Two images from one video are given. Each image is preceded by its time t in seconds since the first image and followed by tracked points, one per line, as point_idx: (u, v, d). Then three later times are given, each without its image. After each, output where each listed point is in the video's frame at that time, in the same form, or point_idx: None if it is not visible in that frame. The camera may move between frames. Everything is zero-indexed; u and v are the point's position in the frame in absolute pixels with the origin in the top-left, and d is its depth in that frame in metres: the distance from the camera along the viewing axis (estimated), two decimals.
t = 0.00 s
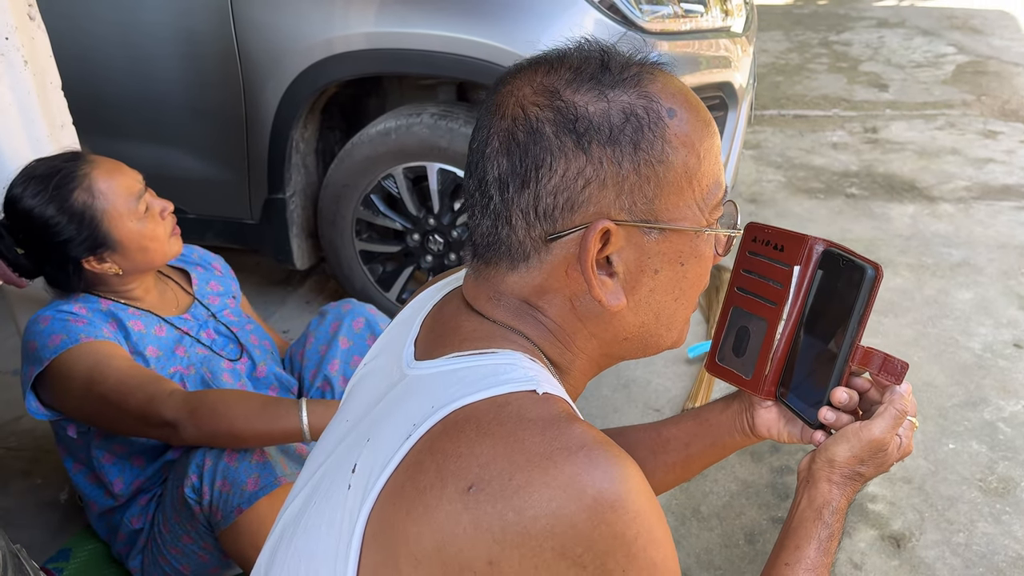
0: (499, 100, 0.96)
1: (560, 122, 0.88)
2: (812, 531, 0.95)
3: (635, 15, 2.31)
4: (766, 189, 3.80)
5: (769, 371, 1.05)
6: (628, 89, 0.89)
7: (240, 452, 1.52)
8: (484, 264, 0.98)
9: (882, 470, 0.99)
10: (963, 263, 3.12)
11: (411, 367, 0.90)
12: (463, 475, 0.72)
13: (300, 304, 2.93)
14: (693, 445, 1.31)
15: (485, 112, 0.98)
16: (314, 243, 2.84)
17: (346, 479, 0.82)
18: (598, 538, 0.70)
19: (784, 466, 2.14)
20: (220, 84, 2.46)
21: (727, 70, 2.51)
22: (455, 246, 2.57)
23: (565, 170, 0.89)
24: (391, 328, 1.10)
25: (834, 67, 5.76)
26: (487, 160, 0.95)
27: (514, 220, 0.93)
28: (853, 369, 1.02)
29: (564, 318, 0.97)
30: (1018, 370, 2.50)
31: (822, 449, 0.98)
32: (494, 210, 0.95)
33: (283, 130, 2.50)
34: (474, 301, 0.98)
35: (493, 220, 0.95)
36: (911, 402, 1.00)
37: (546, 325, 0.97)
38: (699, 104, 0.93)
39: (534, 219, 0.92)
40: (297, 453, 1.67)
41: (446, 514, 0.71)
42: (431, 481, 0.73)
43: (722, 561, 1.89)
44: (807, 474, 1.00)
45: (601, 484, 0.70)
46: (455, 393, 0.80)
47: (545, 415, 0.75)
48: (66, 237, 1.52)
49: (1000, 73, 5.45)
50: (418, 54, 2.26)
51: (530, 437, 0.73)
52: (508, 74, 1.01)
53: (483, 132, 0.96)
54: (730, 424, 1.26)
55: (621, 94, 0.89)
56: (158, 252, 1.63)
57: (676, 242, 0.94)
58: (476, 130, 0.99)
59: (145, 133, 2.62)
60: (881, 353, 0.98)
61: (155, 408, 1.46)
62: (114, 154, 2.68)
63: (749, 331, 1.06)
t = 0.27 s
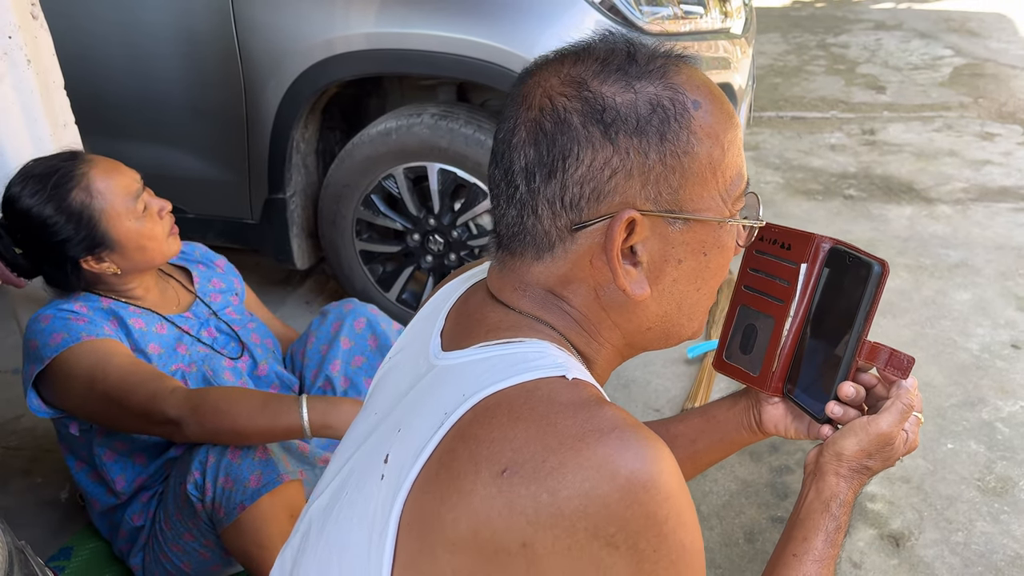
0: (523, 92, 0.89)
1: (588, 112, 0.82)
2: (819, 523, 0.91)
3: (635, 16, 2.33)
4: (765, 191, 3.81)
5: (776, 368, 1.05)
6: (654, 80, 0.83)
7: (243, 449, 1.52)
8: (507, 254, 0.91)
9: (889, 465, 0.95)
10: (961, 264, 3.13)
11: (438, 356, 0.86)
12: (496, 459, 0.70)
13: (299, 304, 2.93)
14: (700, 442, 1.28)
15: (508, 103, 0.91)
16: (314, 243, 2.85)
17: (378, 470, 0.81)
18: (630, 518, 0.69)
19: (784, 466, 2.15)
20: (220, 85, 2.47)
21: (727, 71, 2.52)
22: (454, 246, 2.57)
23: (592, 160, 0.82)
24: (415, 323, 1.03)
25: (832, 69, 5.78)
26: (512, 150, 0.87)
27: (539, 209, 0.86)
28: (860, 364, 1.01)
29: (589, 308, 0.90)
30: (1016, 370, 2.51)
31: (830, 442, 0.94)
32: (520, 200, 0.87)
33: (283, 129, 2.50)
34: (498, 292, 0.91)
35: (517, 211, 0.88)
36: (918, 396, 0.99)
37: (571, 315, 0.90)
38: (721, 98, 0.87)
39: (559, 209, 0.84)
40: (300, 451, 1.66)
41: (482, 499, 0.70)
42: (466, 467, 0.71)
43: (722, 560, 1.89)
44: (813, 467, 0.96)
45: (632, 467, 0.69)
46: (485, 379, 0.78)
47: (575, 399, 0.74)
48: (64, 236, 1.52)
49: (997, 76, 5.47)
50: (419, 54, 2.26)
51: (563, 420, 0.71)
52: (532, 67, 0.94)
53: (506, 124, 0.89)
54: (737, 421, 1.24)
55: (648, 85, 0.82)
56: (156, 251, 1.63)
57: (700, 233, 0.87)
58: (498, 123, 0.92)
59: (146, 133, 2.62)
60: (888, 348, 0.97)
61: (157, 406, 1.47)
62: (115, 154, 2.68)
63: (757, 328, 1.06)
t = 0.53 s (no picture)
0: (539, 89, 0.88)
1: (604, 109, 0.81)
2: (824, 520, 0.91)
3: (635, 16, 2.33)
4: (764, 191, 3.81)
5: (779, 367, 1.06)
6: (671, 77, 0.82)
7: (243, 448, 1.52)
8: (522, 251, 0.90)
9: (893, 462, 0.95)
10: (960, 265, 3.13)
11: (451, 352, 0.85)
12: (513, 452, 0.71)
13: (298, 304, 2.93)
14: (703, 440, 1.27)
15: (523, 101, 0.90)
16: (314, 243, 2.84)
17: (393, 467, 0.81)
18: (646, 508, 0.68)
19: (783, 466, 2.15)
20: (220, 84, 2.47)
21: (727, 71, 2.52)
22: (454, 246, 2.57)
23: (608, 158, 0.81)
24: (425, 319, 1.02)
25: (830, 70, 5.78)
26: (528, 148, 0.86)
27: (555, 207, 0.85)
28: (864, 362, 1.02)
29: (603, 304, 0.89)
30: (1015, 370, 2.51)
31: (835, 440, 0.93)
32: (536, 198, 0.87)
33: (283, 129, 2.50)
34: (513, 289, 0.90)
35: (533, 209, 0.87)
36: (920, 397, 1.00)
37: (585, 311, 0.89)
38: (736, 96, 0.86)
39: (576, 206, 0.84)
40: (301, 451, 1.63)
41: (499, 490, 0.70)
42: (483, 460, 0.72)
43: (721, 560, 1.89)
44: (818, 464, 0.95)
45: (649, 458, 0.68)
46: (501, 373, 0.78)
47: (590, 391, 0.73)
48: (67, 233, 1.52)
49: (996, 77, 5.48)
50: (419, 54, 2.26)
51: (579, 411, 0.71)
52: (546, 64, 0.94)
53: (523, 122, 0.88)
54: (740, 419, 1.23)
55: (664, 82, 0.82)
56: (160, 247, 1.62)
57: (714, 230, 0.86)
58: (513, 120, 0.91)
59: (146, 133, 2.62)
60: (893, 347, 0.96)
61: (154, 407, 1.46)
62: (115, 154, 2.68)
63: (761, 326, 1.06)
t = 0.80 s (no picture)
0: (521, 97, 0.85)
1: (590, 113, 0.79)
2: (824, 529, 0.90)
3: (634, 18, 2.32)
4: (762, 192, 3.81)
5: (778, 373, 1.04)
6: (653, 75, 0.80)
7: (256, 444, 1.52)
8: (514, 259, 0.88)
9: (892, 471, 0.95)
10: (958, 267, 3.13)
11: (452, 359, 0.85)
12: (523, 456, 0.71)
13: (296, 305, 2.92)
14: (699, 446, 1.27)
15: (505, 111, 0.87)
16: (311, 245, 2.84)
17: (398, 475, 0.81)
18: (658, 511, 0.69)
19: (782, 469, 2.15)
20: (218, 85, 2.46)
21: (725, 74, 2.52)
22: (451, 247, 2.56)
23: (597, 162, 0.79)
24: (422, 328, 1.02)
25: (828, 71, 5.78)
26: (515, 158, 0.84)
27: (547, 215, 0.83)
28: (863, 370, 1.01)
29: (601, 306, 0.87)
30: (1013, 372, 2.51)
31: (833, 448, 0.93)
32: (526, 207, 0.84)
33: (280, 130, 2.50)
34: (508, 297, 0.88)
35: (524, 218, 0.85)
36: (919, 404, 0.99)
37: (583, 314, 0.87)
38: (718, 90, 0.84)
39: (568, 212, 0.82)
40: (312, 450, 1.62)
41: (509, 496, 0.70)
42: (491, 465, 0.72)
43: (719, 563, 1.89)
44: (816, 473, 0.95)
45: (660, 459, 0.69)
46: (506, 377, 0.77)
47: (598, 393, 0.74)
48: (79, 225, 1.55)
49: (994, 77, 5.48)
50: (417, 55, 2.26)
51: (588, 414, 0.71)
52: (525, 72, 0.91)
53: (507, 131, 0.86)
54: (737, 425, 1.23)
55: (647, 82, 0.80)
56: (171, 243, 1.67)
57: (709, 224, 0.84)
58: (496, 130, 0.89)
59: (143, 133, 2.61)
60: (892, 356, 0.97)
61: (174, 396, 1.47)
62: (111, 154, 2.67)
63: (759, 333, 1.05)
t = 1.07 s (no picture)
0: (515, 102, 0.84)
1: (585, 118, 0.77)
2: (818, 537, 0.90)
3: (625, 19, 2.32)
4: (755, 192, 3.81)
5: (773, 378, 1.04)
6: (648, 81, 0.79)
7: (259, 444, 1.54)
8: (506, 266, 0.86)
9: (887, 478, 0.94)
10: (950, 266, 3.13)
11: (441, 370, 0.84)
12: (512, 470, 0.70)
13: (288, 307, 2.91)
14: (694, 452, 1.26)
15: (498, 116, 0.85)
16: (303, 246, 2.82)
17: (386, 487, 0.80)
18: (650, 524, 0.69)
19: (776, 470, 2.15)
20: (209, 87, 2.45)
21: (718, 73, 2.52)
22: (443, 249, 2.55)
23: (593, 167, 0.78)
24: (409, 336, 1.00)
25: (821, 70, 5.78)
26: (509, 163, 0.82)
27: (541, 220, 0.81)
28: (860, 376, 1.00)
29: (593, 315, 0.85)
30: (1006, 372, 2.51)
31: (828, 454, 0.93)
32: (519, 213, 0.82)
33: (271, 132, 2.48)
34: (499, 304, 0.86)
35: (517, 223, 0.83)
36: (915, 410, 0.99)
37: (575, 323, 0.85)
38: (713, 97, 0.83)
39: (562, 218, 0.80)
40: (312, 448, 1.66)
41: (498, 510, 0.70)
42: (480, 479, 0.71)
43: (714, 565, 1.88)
44: (812, 479, 0.94)
45: (651, 472, 0.69)
46: (496, 389, 0.77)
47: (589, 405, 0.74)
48: (68, 232, 1.54)
49: (985, 76, 5.49)
50: (409, 57, 2.26)
51: (579, 427, 0.72)
52: (518, 77, 0.89)
53: (499, 136, 0.83)
54: (731, 431, 1.22)
55: (643, 88, 0.78)
56: (161, 247, 1.67)
57: (703, 232, 0.82)
58: (488, 135, 0.87)
59: (132, 135, 2.59)
60: (890, 363, 0.96)
61: (173, 401, 1.48)
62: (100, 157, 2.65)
63: (755, 338, 1.05)
